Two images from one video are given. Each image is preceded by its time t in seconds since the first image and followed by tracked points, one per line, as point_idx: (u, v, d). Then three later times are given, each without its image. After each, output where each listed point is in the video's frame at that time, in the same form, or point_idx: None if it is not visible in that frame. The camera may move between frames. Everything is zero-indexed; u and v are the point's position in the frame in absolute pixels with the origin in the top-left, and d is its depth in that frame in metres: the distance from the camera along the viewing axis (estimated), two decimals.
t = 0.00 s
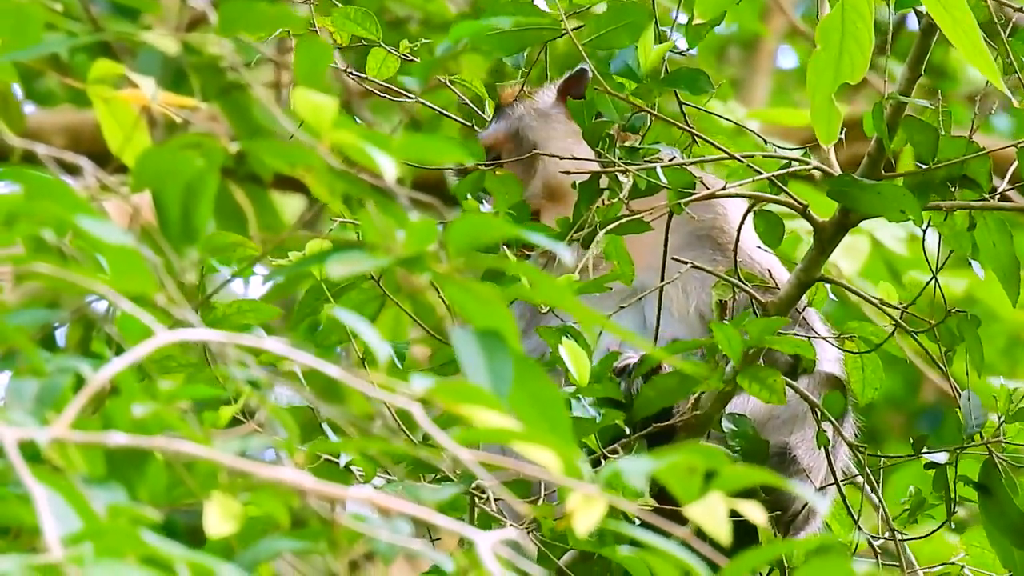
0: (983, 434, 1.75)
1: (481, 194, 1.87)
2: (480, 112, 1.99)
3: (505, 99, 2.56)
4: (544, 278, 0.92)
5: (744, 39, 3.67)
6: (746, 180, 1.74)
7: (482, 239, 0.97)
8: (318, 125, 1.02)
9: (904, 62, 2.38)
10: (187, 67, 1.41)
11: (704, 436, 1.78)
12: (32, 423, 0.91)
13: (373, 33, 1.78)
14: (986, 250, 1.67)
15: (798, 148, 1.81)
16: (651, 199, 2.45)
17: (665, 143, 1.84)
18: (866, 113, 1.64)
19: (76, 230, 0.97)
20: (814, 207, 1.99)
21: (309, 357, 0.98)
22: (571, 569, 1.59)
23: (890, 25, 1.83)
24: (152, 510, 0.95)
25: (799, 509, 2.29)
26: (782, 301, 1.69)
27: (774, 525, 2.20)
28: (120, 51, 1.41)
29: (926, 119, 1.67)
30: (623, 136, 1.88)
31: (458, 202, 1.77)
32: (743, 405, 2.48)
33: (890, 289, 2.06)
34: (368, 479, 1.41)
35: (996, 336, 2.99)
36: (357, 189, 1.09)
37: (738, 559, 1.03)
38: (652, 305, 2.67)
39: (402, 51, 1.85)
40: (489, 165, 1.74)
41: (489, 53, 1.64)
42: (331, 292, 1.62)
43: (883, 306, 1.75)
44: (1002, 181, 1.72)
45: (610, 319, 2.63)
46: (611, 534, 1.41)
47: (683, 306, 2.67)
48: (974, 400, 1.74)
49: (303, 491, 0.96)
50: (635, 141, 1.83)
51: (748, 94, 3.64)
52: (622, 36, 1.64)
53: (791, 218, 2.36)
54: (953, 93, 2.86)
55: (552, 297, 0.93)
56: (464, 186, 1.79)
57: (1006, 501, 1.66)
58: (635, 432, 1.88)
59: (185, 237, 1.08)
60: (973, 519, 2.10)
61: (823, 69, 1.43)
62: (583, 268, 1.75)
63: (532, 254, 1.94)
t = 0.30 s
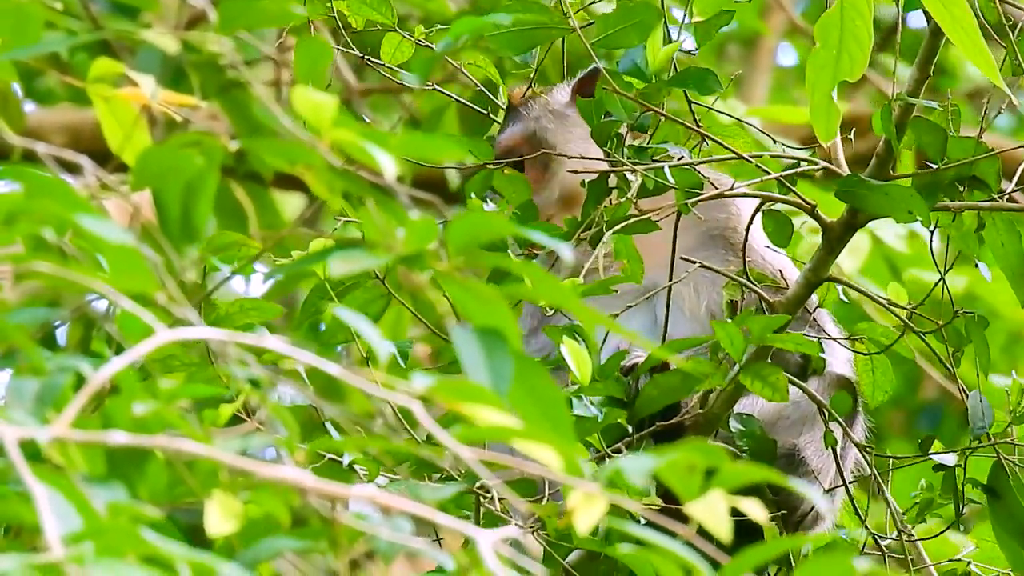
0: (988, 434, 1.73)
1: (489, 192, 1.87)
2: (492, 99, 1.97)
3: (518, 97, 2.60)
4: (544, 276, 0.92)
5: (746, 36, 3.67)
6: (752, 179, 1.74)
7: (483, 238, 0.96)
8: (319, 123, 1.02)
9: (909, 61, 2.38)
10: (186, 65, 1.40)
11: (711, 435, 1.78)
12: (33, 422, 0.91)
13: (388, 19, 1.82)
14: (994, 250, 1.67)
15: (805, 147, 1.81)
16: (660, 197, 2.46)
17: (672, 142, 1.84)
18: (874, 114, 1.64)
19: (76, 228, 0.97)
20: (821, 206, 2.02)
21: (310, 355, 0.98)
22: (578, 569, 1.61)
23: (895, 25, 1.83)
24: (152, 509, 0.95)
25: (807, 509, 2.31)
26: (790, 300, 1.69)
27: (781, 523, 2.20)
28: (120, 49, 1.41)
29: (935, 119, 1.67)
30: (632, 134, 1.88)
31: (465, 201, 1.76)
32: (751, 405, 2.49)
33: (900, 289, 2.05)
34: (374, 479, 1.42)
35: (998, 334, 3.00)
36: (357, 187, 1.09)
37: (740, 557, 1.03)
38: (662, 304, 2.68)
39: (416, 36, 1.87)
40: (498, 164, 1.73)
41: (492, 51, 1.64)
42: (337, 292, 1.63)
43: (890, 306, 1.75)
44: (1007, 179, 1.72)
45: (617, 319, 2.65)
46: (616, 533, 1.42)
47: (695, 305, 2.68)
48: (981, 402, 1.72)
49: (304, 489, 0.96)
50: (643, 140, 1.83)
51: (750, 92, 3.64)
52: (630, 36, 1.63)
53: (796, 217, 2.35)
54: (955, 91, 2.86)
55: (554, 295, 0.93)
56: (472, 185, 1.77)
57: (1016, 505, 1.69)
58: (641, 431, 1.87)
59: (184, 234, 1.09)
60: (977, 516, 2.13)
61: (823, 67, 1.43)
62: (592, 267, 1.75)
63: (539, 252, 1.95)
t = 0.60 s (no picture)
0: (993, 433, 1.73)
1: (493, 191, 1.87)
2: (498, 98, 1.97)
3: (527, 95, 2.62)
4: (546, 275, 0.91)
5: (747, 35, 3.67)
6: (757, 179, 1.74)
7: (485, 237, 0.96)
8: (321, 122, 1.02)
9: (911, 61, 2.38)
10: (188, 64, 1.40)
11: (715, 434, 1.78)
12: (34, 422, 0.91)
13: (393, 19, 1.80)
14: (1001, 251, 1.67)
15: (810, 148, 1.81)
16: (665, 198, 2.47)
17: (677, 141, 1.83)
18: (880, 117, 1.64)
19: (78, 228, 0.97)
20: (825, 207, 2.04)
21: (312, 354, 0.98)
22: (582, 569, 1.61)
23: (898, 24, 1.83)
24: (153, 508, 0.95)
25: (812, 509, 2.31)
26: (794, 300, 1.68)
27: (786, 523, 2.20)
28: (121, 48, 1.40)
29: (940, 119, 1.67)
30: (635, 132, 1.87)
31: (470, 200, 1.76)
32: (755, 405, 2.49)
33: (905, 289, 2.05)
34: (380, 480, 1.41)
35: (1000, 333, 3.00)
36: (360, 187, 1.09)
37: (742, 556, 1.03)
38: (665, 304, 2.69)
39: (422, 37, 1.87)
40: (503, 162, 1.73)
41: (495, 50, 1.64)
42: (344, 291, 1.63)
43: (895, 305, 1.75)
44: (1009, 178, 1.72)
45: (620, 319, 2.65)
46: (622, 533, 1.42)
47: (696, 307, 2.70)
48: (986, 400, 1.72)
49: (307, 489, 0.96)
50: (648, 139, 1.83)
51: (751, 91, 3.65)
52: (636, 36, 1.62)
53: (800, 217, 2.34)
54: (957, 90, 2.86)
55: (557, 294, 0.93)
56: (477, 185, 1.77)
57: (1021, 504, 1.69)
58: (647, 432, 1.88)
59: (186, 234, 1.09)
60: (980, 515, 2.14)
61: (826, 67, 1.42)
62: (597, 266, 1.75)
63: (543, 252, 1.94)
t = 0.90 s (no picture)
0: (988, 430, 1.74)
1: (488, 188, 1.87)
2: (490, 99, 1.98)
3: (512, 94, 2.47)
4: (550, 275, 0.91)
5: (748, 35, 3.67)
6: (750, 175, 1.75)
7: (487, 236, 0.96)
8: (322, 122, 1.02)
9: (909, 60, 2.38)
10: (191, 64, 1.40)
11: (710, 431, 1.81)
12: (37, 421, 0.91)
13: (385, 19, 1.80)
14: (993, 246, 1.67)
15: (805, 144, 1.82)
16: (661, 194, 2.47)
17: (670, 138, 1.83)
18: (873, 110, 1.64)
19: (81, 227, 0.97)
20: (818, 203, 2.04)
21: (314, 354, 0.98)
22: (578, 567, 1.61)
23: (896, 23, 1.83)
24: (155, 508, 0.95)
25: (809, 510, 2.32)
26: (789, 294, 1.70)
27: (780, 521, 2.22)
28: (123, 48, 1.41)
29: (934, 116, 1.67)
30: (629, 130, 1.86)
31: (462, 196, 1.76)
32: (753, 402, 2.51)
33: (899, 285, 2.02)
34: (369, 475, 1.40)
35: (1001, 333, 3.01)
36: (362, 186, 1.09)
37: (740, 558, 1.02)
38: (659, 300, 2.69)
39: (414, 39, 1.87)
40: (495, 159, 1.73)
41: (494, 48, 1.64)
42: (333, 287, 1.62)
43: (890, 302, 1.76)
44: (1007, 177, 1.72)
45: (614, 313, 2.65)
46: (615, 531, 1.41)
47: (688, 298, 2.70)
48: (980, 399, 1.72)
49: (308, 488, 0.96)
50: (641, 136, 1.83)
51: (752, 91, 3.65)
52: (629, 32, 1.63)
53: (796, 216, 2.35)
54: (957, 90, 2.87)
55: (558, 293, 0.93)
56: (470, 180, 1.77)
57: (1016, 506, 1.69)
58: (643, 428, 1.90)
59: (188, 233, 1.09)
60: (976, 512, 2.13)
61: (826, 67, 1.42)
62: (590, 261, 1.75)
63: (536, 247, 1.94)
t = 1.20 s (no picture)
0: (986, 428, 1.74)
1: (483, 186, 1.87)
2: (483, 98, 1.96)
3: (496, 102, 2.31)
4: (551, 275, 0.91)
5: (749, 35, 3.67)
6: (749, 174, 1.75)
7: (488, 236, 0.96)
8: (324, 122, 1.02)
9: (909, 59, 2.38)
10: (192, 63, 1.40)
11: (708, 430, 1.79)
12: (38, 420, 0.91)
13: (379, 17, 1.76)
14: (990, 243, 1.67)
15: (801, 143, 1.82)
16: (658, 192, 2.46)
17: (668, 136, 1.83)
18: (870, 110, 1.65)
19: (82, 226, 0.97)
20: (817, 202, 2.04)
21: (315, 353, 0.98)
22: (577, 565, 1.61)
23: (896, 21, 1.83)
24: (157, 507, 0.95)
25: (805, 508, 2.32)
26: (785, 294, 1.69)
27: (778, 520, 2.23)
28: (124, 47, 1.41)
29: (930, 114, 1.67)
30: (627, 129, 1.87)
31: (462, 197, 1.76)
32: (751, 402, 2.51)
33: (893, 282, 1.97)
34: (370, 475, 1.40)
35: (1001, 332, 3.01)
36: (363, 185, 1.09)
37: (741, 559, 1.03)
38: (656, 299, 2.70)
39: (407, 35, 1.84)
40: (493, 160, 1.73)
41: (494, 48, 1.64)
42: (334, 287, 1.61)
43: (887, 300, 1.76)
44: (1007, 176, 1.72)
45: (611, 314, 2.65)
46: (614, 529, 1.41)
47: (684, 297, 2.70)
48: (977, 395, 1.73)
49: (309, 488, 0.96)
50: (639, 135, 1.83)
51: (753, 91, 3.65)
52: (626, 31, 1.64)
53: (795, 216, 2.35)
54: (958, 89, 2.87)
55: (559, 293, 0.93)
56: (467, 181, 1.78)
57: (1014, 503, 1.68)
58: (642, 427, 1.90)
59: (189, 232, 1.07)
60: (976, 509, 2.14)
61: (828, 67, 1.43)
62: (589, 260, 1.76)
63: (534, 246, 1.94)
